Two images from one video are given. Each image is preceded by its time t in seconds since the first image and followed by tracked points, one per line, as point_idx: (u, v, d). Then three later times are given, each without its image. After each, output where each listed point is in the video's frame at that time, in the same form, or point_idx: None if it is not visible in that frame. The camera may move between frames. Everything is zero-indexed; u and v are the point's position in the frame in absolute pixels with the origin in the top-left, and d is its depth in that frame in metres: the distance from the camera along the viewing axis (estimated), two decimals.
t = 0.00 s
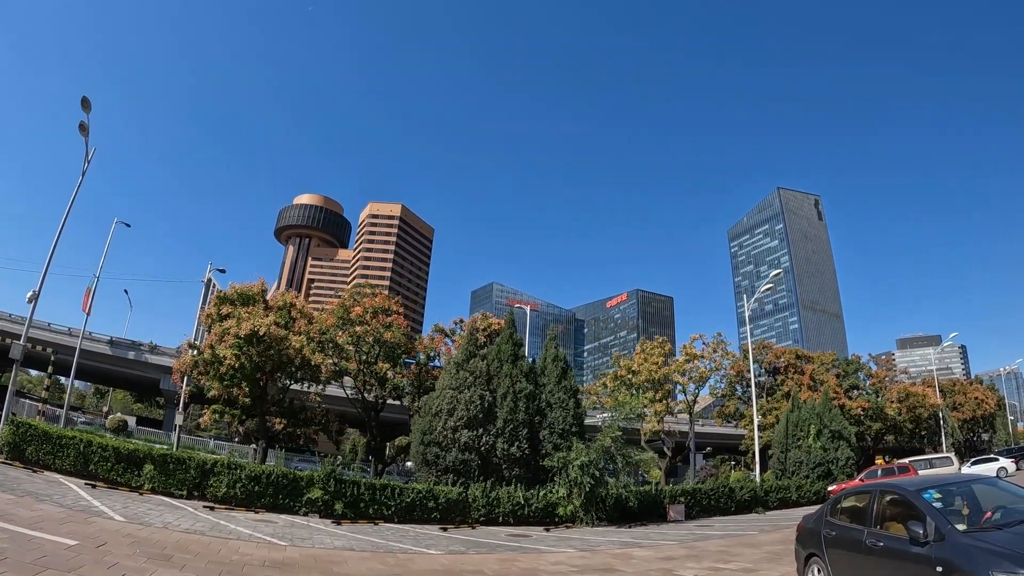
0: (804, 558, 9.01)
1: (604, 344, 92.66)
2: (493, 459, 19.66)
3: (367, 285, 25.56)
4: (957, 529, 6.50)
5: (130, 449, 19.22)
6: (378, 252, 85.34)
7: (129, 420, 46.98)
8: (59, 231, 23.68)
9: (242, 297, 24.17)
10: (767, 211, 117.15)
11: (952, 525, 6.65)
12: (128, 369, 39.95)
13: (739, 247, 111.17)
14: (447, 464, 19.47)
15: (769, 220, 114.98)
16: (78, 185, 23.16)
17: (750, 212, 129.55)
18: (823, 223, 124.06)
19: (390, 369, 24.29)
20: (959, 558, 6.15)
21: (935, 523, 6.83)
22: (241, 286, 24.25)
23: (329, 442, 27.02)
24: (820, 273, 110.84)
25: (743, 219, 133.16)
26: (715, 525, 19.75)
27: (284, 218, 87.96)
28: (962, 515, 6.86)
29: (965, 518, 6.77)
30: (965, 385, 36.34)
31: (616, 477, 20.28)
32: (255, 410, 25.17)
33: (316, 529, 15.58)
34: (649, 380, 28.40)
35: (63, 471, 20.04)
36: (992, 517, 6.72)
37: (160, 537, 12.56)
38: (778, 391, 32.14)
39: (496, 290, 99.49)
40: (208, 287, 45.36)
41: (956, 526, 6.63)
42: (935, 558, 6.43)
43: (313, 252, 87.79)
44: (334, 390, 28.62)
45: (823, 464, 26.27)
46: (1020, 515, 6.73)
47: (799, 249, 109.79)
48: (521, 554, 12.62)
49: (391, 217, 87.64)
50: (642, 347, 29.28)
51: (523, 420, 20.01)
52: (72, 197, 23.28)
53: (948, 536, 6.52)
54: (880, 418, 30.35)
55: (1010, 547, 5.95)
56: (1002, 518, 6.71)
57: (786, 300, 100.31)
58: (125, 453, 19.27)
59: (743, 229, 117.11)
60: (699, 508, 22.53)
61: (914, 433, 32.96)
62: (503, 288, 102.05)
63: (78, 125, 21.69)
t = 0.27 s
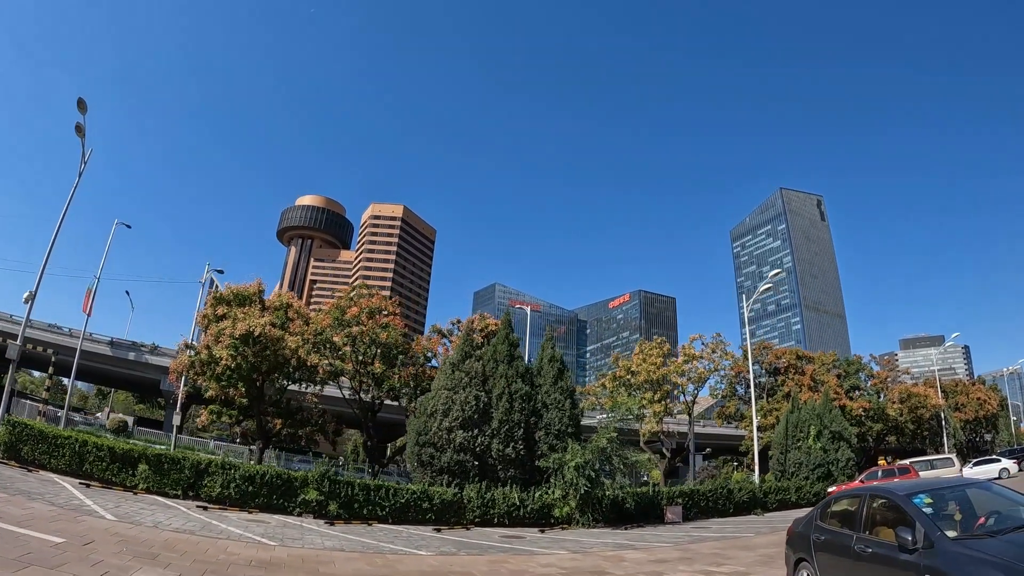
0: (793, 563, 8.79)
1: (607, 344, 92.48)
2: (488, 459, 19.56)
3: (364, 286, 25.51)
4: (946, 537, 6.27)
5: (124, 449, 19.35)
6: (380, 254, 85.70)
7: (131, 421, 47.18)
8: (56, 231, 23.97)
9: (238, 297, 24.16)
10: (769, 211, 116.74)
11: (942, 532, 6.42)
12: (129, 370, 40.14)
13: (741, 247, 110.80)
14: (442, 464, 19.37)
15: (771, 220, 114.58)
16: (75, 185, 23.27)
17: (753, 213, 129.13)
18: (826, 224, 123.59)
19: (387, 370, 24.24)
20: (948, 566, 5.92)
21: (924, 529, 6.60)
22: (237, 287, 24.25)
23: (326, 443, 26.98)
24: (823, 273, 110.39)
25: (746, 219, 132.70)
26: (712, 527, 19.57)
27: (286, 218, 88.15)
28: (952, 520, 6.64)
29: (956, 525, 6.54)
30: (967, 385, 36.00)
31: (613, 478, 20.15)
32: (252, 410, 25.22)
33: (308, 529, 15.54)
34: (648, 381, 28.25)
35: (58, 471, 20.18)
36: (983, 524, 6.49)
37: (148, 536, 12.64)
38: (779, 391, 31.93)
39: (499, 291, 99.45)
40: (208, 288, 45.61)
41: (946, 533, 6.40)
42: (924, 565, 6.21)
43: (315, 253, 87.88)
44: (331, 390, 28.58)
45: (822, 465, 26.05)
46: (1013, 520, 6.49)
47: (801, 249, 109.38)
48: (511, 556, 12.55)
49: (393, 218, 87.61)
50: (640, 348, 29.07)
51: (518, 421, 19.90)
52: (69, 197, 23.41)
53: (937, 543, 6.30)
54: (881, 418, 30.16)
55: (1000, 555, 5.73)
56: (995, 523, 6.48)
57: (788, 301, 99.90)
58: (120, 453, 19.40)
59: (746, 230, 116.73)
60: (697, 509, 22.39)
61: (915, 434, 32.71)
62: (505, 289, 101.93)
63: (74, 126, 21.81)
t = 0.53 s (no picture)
0: (790, 563, 8.57)
1: (612, 344, 92.10)
2: (488, 458, 19.38)
3: (364, 285, 25.42)
4: (945, 537, 6.02)
5: (123, 448, 19.50)
6: (386, 255, 85.80)
7: (136, 421, 47.39)
8: (57, 234, 24.46)
9: (237, 297, 24.16)
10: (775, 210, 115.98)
11: (940, 532, 6.18)
12: (132, 371, 40.38)
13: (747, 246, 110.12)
14: (442, 463, 19.21)
15: (777, 218, 113.83)
16: (74, 186, 23.48)
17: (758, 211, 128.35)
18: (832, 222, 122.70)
19: (387, 368, 24.17)
20: (947, 567, 5.69)
21: (922, 528, 6.36)
22: (237, 287, 24.26)
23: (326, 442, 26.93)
24: (829, 271, 109.55)
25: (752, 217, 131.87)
26: (715, 526, 19.31)
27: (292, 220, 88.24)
28: (953, 520, 6.39)
29: (955, 524, 6.30)
30: (975, 382, 35.50)
31: (614, 477, 19.91)
32: (253, 410, 25.29)
33: (304, 528, 15.49)
34: (650, 380, 27.99)
35: (57, 470, 20.40)
36: (984, 523, 6.24)
37: (140, 533, 12.77)
38: (784, 389, 31.63)
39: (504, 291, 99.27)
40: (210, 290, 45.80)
41: (946, 533, 6.15)
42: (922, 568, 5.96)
43: (320, 255, 87.94)
44: (332, 389, 28.51)
45: (828, 463, 25.93)
46: (1015, 519, 6.24)
47: (807, 247, 108.61)
48: (507, 555, 12.40)
49: (399, 219, 87.53)
50: (643, 346, 28.74)
51: (518, 420, 19.70)
52: (69, 198, 23.64)
53: (935, 543, 6.05)
54: (887, 416, 29.89)
55: (1003, 555, 5.46)
56: (998, 523, 6.23)
57: (794, 299, 99.17)
58: (119, 452, 19.58)
59: (751, 228, 115.98)
60: (700, 508, 22.14)
61: (922, 432, 32.30)
62: (510, 289, 101.74)
63: (73, 128, 22.02)
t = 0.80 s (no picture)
0: (778, 568, 8.28)
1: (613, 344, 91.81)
2: (482, 458, 19.23)
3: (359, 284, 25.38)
4: (933, 545, 5.69)
5: (116, 447, 19.67)
6: (388, 254, 85.61)
7: (137, 421, 47.54)
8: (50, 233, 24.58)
9: (232, 296, 24.09)
10: (777, 209, 115.52)
11: (929, 540, 5.84)
12: (132, 371, 40.52)
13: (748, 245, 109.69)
14: (435, 463, 19.08)
15: (779, 217, 113.33)
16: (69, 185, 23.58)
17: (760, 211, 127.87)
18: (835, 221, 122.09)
19: (381, 367, 24.07)
20: None
21: (910, 535, 6.03)
22: (231, 286, 24.18)
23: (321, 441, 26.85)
24: (832, 271, 109.00)
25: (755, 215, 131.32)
26: (711, 527, 19.09)
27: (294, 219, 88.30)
28: (943, 528, 6.04)
29: (946, 532, 5.95)
30: (977, 381, 35.13)
31: (609, 476, 19.69)
32: (249, 409, 25.25)
33: (294, 527, 15.46)
34: (649, 379, 27.70)
35: (51, 468, 20.65)
36: (977, 531, 5.89)
37: (124, 530, 13.00)
38: (783, 389, 31.44)
39: (506, 290, 99.14)
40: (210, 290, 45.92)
41: (934, 541, 5.80)
42: None
43: (322, 254, 87.98)
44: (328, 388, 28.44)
45: (828, 463, 25.69)
46: (1010, 527, 5.88)
47: (810, 246, 108.07)
48: (494, 556, 12.31)
49: (401, 218, 87.56)
50: (641, 345, 28.49)
51: (512, 419, 19.53)
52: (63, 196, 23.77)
53: (924, 553, 5.69)
54: (888, 416, 29.76)
55: (994, 567, 5.12)
56: (992, 530, 5.88)
57: (796, 299, 98.69)
58: (111, 451, 19.74)
59: (753, 227, 115.52)
60: (697, 508, 21.96)
61: (923, 432, 31.98)
62: (512, 288, 101.55)
63: (68, 126, 22.12)
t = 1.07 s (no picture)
0: (764, 570, 8.02)
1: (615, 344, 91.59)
2: (476, 456, 19.14)
3: (355, 283, 25.47)
4: (916, 548, 5.42)
5: (110, 445, 19.96)
6: (389, 253, 85.56)
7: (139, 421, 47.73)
8: (45, 232, 24.67)
9: (228, 295, 24.12)
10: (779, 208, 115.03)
11: (911, 543, 5.58)
12: (132, 371, 40.72)
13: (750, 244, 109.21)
14: (428, 461, 19.01)
15: (781, 217, 112.85)
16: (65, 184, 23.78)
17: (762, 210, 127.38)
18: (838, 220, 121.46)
19: (376, 365, 23.97)
20: None
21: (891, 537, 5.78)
22: (226, 284, 24.18)
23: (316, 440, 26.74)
24: (835, 270, 108.44)
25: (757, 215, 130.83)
26: (707, 527, 18.91)
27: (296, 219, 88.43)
28: (928, 530, 5.77)
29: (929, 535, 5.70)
30: (979, 381, 34.77)
31: (604, 475, 19.51)
32: (245, 408, 25.27)
33: (284, 524, 15.51)
34: (647, 378, 27.43)
35: (45, 465, 20.93)
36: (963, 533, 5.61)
37: (112, 524, 13.30)
38: (783, 389, 31.25)
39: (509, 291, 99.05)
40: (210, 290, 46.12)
41: (917, 544, 5.54)
42: None
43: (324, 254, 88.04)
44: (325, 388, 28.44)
45: (827, 463, 25.45)
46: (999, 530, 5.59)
47: (813, 245, 107.58)
48: (480, 554, 12.28)
49: (402, 218, 87.70)
50: (639, 344, 28.22)
51: (506, 417, 19.44)
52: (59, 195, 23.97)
53: (906, 557, 5.44)
54: (889, 415, 29.62)
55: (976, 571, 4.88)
56: (979, 533, 5.61)
57: (799, 298, 98.18)
58: (106, 449, 20.00)
59: (756, 227, 115.04)
60: (694, 508, 21.80)
61: (923, 432, 31.71)
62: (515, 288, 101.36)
63: (63, 126, 22.31)
